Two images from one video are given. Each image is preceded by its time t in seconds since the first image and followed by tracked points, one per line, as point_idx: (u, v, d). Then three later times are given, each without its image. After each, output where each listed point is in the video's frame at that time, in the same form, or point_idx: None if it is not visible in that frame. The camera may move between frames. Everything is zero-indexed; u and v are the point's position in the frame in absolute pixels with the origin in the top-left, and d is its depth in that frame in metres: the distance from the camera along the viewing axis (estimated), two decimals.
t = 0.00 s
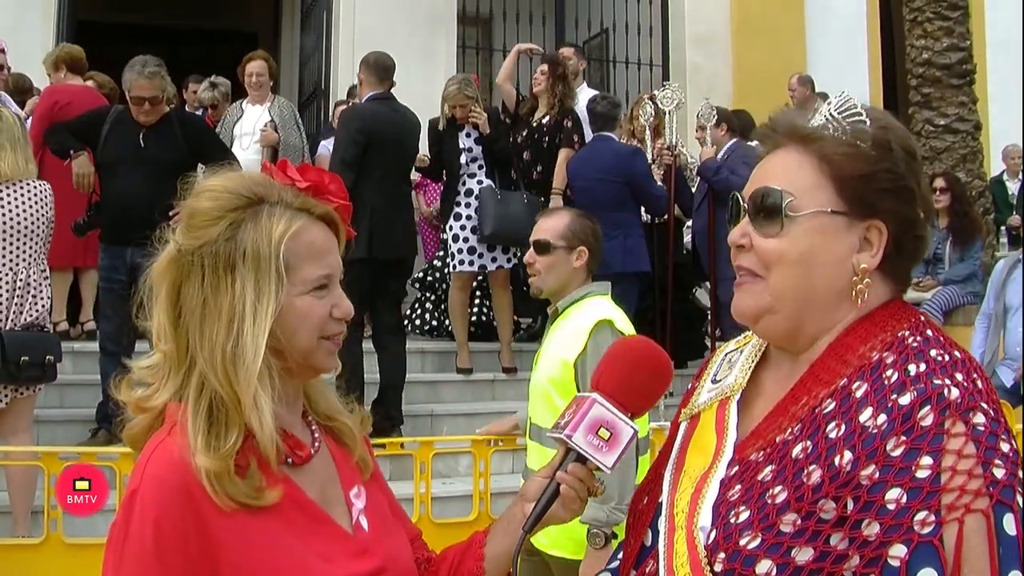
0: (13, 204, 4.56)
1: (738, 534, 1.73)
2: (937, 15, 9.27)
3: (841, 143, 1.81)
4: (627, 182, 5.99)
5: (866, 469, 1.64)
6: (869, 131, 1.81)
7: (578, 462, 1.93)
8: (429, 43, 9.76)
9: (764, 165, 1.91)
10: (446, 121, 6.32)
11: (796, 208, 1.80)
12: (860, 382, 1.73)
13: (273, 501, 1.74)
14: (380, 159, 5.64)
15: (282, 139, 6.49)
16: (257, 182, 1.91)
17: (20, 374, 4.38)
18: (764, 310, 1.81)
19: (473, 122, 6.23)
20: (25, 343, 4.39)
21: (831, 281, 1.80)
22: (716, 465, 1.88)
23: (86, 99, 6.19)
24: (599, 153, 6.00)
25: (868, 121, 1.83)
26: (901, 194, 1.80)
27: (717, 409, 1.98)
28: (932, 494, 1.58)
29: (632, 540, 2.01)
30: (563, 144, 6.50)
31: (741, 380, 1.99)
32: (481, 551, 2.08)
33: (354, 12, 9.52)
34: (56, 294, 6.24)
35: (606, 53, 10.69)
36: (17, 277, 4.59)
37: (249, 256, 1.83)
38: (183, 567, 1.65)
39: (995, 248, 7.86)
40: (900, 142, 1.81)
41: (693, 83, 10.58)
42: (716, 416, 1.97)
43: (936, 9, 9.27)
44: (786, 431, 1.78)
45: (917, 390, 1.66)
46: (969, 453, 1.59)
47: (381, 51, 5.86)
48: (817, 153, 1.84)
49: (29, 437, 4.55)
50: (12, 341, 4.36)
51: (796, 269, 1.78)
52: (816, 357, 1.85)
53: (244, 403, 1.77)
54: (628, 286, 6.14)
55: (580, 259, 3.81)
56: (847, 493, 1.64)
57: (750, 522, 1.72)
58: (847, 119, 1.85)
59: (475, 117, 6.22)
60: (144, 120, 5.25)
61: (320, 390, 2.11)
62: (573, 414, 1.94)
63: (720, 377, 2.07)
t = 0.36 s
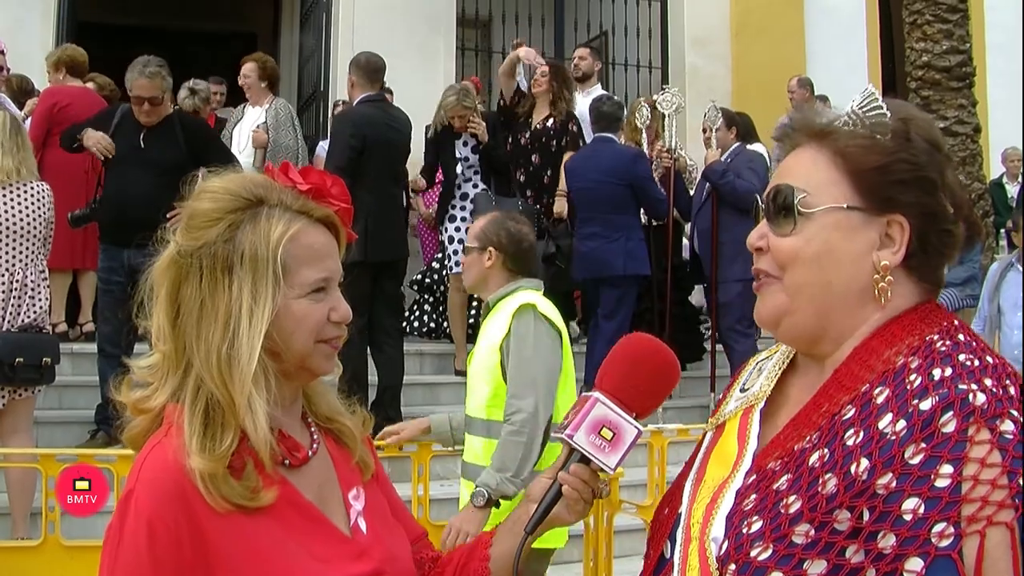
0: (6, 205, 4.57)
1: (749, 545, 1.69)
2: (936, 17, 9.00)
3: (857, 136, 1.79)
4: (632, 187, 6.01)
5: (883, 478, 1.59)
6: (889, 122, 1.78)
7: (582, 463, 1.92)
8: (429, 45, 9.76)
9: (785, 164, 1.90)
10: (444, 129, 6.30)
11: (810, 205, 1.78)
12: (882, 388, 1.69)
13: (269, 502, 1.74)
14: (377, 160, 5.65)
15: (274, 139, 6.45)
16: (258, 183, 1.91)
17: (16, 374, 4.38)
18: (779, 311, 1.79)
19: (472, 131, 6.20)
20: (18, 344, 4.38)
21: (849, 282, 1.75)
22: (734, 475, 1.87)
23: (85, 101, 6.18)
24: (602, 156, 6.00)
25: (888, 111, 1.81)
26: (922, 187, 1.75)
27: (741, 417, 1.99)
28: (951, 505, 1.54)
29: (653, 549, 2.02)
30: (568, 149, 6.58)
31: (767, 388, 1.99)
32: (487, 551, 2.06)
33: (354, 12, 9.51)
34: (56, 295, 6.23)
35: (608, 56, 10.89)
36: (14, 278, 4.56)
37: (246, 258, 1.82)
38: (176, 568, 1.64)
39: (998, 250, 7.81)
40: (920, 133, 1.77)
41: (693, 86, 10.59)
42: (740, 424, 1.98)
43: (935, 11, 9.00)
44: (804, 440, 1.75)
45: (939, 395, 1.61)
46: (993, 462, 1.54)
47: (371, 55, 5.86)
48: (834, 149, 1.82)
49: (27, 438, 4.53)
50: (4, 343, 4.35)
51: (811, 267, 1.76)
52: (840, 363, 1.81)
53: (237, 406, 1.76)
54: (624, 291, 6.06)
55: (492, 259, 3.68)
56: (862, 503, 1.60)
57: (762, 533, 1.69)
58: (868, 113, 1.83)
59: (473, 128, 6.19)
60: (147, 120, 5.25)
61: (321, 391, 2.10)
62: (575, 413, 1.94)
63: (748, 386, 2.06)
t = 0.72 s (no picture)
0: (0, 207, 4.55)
1: (750, 558, 1.68)
2: (932, 20, 9.04)
3: (863, 135, 1.78)
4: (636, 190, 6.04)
5: (886, 490, 1.58)
6: (896, 120, 1.78)
7: (581, 469, 1.91)
8: (426, 47, 9.75)
9: (789, 167, 1.89)
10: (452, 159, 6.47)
11: (819, 206, 1.78)
12: (886, 398, 1.68)
13: (260, 504, 1.73)
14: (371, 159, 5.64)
15: (259, 141, 6.24)
16: (256, 185, 1.90)
17: (8, 377, 4.38)
18: (790, 316, 1.78)
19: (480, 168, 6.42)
20: (11, 347, 4.38)
21: (860, 284, 1.74)
22: (737, 487, 1.86)
23: (81, 102, 6.19)
24: (605, 158, 5.99)
25: (894, 111, 1.81)
26: (932, 185, 1.75)
27: (746, 426, 1.98)
28: (956, 518, 1.52)
29: (655, 559, 2.03)
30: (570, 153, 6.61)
31: (772, 397, 1.98)
32: (489, 555, 2.06)
33: (352, 13, 9.51)
34: (52, 297, 6.22)
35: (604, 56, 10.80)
36: (7, 280, 4.55)
37: (242, 260, 1.81)
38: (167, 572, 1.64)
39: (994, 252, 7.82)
40: (928, 132, 1.77)
41: (689, 88, 10.59)
42: (744, 433, 1.97)
43: (931, 14, 9.04)
44: (808, 450, 1.74)
45: (944, 405, 1.60)
46: (999, 475, 1.52)
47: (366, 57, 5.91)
48: (841, 149, 1.81)
49: (22, 441, 4.52)
50: None
51: (821, 270, 1.75)
52: (846, 369, 1.81)
53: (228, 407, 1.75)
54: (624, 293, 6.07)
55: (452, 264, 3.69)
56: (865, 517, 1.58)
57: (763, 546, 1.67)
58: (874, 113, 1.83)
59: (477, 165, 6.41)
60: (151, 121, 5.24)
61: (321, 393, 2.09)
62: (573, 418, 1.93)
63: (753, 394, 2.06)
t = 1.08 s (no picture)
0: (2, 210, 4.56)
1: (743, 563, 1.67)
2: (932, 21, 8.96)
3: (843, 135, 1.77)
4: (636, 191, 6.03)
5: (879, 497, 1.57)
6: (877, 120, 1.76)
7: (581, 473, 1.91)
8: (426, 47, 9.74)
9: (778, 168, 1.89)
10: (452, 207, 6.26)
11: (798, 208, 1.77)
12: (880, 402, 1.66)
13: (259, 506, 1.72)
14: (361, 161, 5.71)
15: (248, 143, 6.22)
16: (258, 186, 1.90)
17: (7, 379, 4.38)
18: (776, 318, 1.77)
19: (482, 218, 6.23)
20: (10, 349, 4.39)
21: (843, 285, 1.73)
22: (730, 491, 1.86)
23: (82, 103, 6.19)
24: (602, 159, 5.99)
25: (877, 108, 1.79)
26: (914, 179, 1.71)
27: (742, 428, 1.98)
28: (948, 526, 1.51)
29: (653, 560, 2.03)
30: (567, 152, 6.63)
31: (767, 399, 1.97)
32: (489, 559, 2.05)
33: (352, 13, 9.50)
34: (52, 298, 6.22)
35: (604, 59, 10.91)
36: (5, 283, 4.56)
37: (243, 259, 1.81)
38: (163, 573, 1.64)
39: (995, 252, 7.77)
40: (910, 129, 1.74)
41: (689, 88, 10.57)
42: (740, 436, 1.97)
43: (931, 15, 8.96)
44: (801, 455, 1.73)
45: (938, 410, 1.59)
46: (993, 482, 1.51)
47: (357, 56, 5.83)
48: (821, 150, 1.80)
49: (21, 442, 4.52)
50: None
51: (804, 271, 1.74)
52: (840, 371, 1.79)
53: (229, 406, 1.75)
54: (624, 293, 6.07)
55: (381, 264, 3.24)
56: (858, 523, 1.58)
57: (756, 552, 1.67)
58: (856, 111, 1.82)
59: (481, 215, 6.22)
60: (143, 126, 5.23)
61: (325, 395, 2.09)
62: (574, 423, 1.93)
63: (749, 395, 2.05)
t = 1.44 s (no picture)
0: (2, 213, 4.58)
1: (732, 563, 1.64)
2: (937, 24, 8.93)
3: (834, 135, 1.75)
4: (638, 194, 6.02)
5: (864, 494, 1.53)
6: (868, 120, 1.74)
7: (584, 475, 1.91)
8: (430, 50, 9.73)
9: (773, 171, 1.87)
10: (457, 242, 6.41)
11: (788, 208, 1.75)
12: (868, 400, 1.62)
13: (259, 510, 1.72)
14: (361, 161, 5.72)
15: (241, 148, 6.23)
16: (261, 190, 1.90)
17: (11, 382, 4.37)
18: (769, 320, 1.75)
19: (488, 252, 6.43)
20: (14, 353, 4.37)
21: (832, 283, 1.69)
22: (724, 492, 1.84)
23: (85, 107, 6.18)
24: (601, 163, 5.99)
25: (869, 111, 1.77)
26: (901, 177, 1.67)
27: (738, 430, 1.98)
28: (931, 523, 1.46)
29: (650, 562, 2.03)
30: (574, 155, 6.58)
31: (763, 401, 1.96)
32: (493, 561, 2.05)
33: (356, 16, 9.51)
34: (55, 302, 6.23)
35: (608, 63, 10.96)
36: (9, 286, 4.56)
37: (245, 262, 1.81)
38: None
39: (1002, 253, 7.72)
40: (902, 129, 1.71)
41: (693, 92, 10.55)
42: (735, 438, 1.98)
43: (935, 18, 8.94)
44: (792, 455, 1.69)
45: (924, 408, 1.54)
46: (978, 478, 1.46)
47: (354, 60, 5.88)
48: (812, 151, 1.78)
49: (26, 446, 4.52)
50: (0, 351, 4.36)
51: (794, 271, 1.71)
52: (834, 370, 1.75)
53: (234, 409, 1.76)
54: (627, 297, 6.07)
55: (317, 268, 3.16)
56: (844, 521, 1.53)
57: (744, 552, 1.63)
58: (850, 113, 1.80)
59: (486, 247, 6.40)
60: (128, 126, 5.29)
61: (328, 399, 2.08)
62: (575, 425, 1.93)
63: (747, 396, 2.04)
